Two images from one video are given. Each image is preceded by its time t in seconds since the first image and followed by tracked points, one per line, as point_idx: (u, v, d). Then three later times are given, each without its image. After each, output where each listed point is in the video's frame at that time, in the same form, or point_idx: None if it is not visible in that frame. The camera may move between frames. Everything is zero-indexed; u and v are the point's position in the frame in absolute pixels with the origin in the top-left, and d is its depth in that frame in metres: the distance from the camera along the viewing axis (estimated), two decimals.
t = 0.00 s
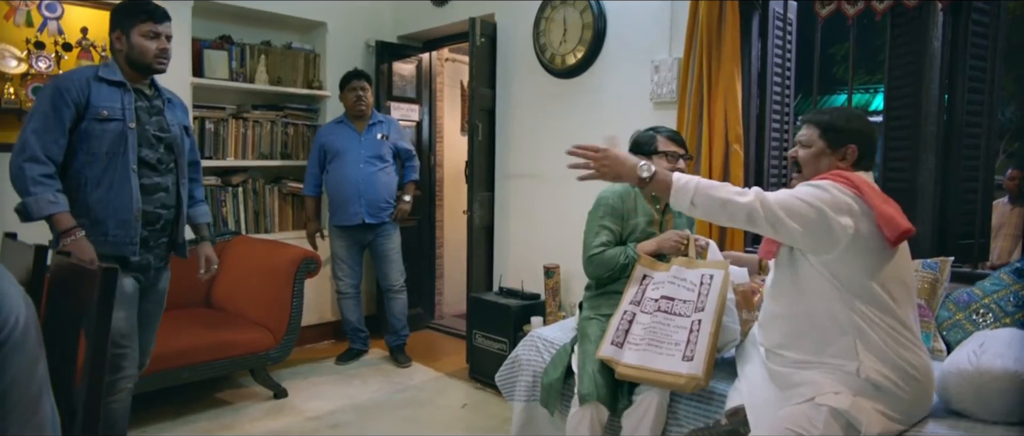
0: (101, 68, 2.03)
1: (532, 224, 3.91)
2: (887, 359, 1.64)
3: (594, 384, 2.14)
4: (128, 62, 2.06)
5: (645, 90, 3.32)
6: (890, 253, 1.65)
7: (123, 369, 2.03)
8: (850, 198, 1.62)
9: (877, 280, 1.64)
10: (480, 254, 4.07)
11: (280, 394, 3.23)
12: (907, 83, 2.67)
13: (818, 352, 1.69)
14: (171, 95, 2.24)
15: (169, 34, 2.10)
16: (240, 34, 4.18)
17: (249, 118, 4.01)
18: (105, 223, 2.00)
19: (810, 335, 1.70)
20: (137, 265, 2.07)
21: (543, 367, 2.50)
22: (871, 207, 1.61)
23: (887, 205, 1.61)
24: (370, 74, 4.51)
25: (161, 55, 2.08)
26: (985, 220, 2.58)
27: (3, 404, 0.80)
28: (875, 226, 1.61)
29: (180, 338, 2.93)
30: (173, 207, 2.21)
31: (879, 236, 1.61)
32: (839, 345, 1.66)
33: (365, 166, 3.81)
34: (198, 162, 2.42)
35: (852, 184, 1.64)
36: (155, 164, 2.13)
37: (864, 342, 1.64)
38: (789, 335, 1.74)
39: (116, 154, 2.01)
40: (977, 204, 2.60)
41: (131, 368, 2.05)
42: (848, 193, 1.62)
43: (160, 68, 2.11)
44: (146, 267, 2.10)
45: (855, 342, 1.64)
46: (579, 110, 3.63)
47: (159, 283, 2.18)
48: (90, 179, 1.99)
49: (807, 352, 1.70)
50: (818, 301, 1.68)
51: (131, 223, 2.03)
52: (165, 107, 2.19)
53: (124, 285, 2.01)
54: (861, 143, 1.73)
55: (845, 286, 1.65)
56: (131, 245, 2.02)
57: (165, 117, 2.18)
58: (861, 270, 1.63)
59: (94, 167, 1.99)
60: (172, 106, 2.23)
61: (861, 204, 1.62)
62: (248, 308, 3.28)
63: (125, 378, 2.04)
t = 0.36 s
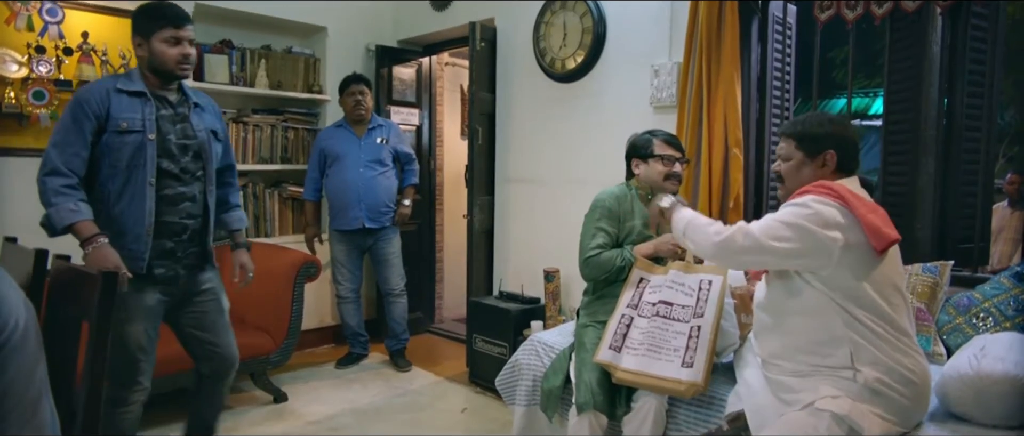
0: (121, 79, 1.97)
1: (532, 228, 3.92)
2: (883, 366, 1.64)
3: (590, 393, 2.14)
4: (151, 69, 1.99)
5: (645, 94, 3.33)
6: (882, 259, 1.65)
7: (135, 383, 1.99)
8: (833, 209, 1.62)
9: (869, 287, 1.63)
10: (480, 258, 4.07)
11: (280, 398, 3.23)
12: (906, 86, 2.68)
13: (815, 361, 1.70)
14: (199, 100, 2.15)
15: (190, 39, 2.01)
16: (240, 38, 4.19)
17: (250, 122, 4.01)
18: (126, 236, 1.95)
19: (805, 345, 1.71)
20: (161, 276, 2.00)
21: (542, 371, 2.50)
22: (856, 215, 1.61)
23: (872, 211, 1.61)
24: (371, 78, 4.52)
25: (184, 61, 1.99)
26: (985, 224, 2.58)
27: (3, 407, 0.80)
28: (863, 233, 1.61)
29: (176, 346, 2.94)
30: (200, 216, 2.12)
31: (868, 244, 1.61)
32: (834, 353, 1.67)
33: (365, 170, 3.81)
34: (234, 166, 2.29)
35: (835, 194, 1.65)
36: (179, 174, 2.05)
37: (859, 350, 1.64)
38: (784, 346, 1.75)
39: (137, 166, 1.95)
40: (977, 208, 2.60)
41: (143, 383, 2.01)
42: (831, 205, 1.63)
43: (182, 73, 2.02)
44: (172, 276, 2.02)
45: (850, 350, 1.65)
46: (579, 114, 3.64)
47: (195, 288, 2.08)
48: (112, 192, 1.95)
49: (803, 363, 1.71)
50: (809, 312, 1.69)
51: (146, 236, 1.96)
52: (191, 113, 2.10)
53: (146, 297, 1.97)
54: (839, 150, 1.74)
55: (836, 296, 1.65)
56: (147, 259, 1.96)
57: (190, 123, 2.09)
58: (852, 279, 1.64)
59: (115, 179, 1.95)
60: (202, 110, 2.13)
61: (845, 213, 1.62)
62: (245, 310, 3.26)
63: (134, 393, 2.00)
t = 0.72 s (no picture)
0: (182, 87, 1.97)
1: (531, 233, 3.92)
2: (884, 370, 1.64)
3: (590, 398, 2.14)
4: (224, 78, 2.00)
5: (644, 98, 3.33)
6: (884, 262, 1.65)
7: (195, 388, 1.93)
8: (835, 212, 1.64)
9: (872, 291, 1.63)
10: (479, 263, 4.07)
11: (279, 403, 3.22)
12: (904, 90, 2.69)
13: (815, 364, 1.69)
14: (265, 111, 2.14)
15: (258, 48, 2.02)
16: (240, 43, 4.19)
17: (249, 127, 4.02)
18: (181, 242, 1.93)
19: (805, 348, 1.70)
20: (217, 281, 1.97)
21: (542, 376, 2.50)
22: (858, 218, 1.62)
23: (874, 214, 1.62)
24: (370, 83, 4.53)
25: (256, 69, 2.01)
26: (984, 228, 2.58)
27: (3, 411, 0.80)
28: (866, 236, 1.62)
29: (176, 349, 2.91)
30: (255, 224, 2.07)
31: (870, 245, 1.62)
32: (835, 357, 1.66)
33: (363, 175, 3.82)
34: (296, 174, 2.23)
35: (838, 197, 1.67)
36: (232, 182, 2.01)
37: (860, 353, 1.64)
38: (784, 348, 1.74)
39: (192, 173, 1.93)
40: (975, 213, 2.60)
41: (204, 388, 1.95)
42: (831, 208, 1.65)
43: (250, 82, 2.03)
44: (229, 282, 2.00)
45: (850, 354, 1.64)
46: (578, 119, 3.64)
47: (249, 298, 2.05)
48: (168, 199, 1.93)
49: (804, 364, 1.70)
50: (811, 314, 1.68)
51: (203, 243, 1.93)
52: (249, 121, 2.06)
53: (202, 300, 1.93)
54: (823, 156, 1.74)
55: (839, 297, 1.65)
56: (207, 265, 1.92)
57: (248, 131, 2.05)
58: (854, 281, 1.64)
59: (171, 186, 1.93)
60: (261, 119, 2.09)
61: (848, 216, 1.64)
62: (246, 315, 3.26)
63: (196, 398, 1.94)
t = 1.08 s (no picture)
0: (222, 92, 1.82)
1: (530, 237, 3.92)
2: (862, 361, 1.67)
3: (588, 403, 2.13)
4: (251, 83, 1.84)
5: (642, 103, 3.34)
6: (854, 253, 1.71)
7: (256, 399, 1.79)
8: (799, 205, 1.73)
9: (842, 281, 1.68)
10: (478, 268, 4.07)
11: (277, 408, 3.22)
12: (901, 94, 2.70)
13: (795, 358, 1.74)
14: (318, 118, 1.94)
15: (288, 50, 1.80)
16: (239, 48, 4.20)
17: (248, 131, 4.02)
18: (217, 251, 1.77)
19: (782, 340, 1.76)
20: (257, 290, 1.80)
21: (540, 381, 2.50)
22: (819, 211, 1.70)
23: (835, 207, 1.70)
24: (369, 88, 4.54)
25: (273, 75, 1.79)
26: (982, 233, 2.59)
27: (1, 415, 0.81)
28: (826, 227, 1.69)
29: (174, 353, 2.90)
30: (294, 234, 1.85)
31: (831, 236, 1.69)
32: (813, 350, 1.71)
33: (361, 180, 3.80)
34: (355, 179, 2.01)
35: (804, 194, 1.75)
36: (270, 189, 1.81)
37: (837, 345, 1.68)
38: (763, 342, 1.80)
39: (226, 179, 1.76)
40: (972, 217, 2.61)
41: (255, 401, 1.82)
42: (797, 201, 1.74)
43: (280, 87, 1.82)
44: (272, 292, 1.82)
45: (828, 345, 1.69)
46: (577, 123, 3.65)
47: (298, 310, 1.88)
48: (204, 208, 1.77)
49: (785, 358, 1.76)
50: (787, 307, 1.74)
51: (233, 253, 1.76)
52: (290, 126, 1.85)
53: (248, 311, 1.79)
54: (802, 161, 1.84)
55: (810, 289, 1.71)
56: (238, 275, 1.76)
57: (289, 135, 1.84)
58: (825, 272, 1.70)
59: (208, 194, 1.77)
60: (304, 124, 1.88)
61: (811, 209, 1.72)
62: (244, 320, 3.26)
63: (255, 409, 1.78)
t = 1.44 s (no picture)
0: (261, 96, 1.72)
1: (527, 240, 3.92)
2: (848, 359, 1.68)
3: (584, 406, 2.14)
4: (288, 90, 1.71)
5: (639, 106, 3.34)
6: (839, 250, 1.72)
7: (265, 415, 1.70)
8: (778, 205, 1.76)
9: (826, 279, 1.70)
10: (474, 271, 4.07)
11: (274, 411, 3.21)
12: (897, 98, 2.71)
13: (783, 357, 1.76)
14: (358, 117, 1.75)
15: (297, 50, 1.62)
16: (235, 50, 4.20)
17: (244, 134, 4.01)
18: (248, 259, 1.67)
19: (770, 340, 1.77)
20: (283, 303, 1.67)
21: (537, 384, 2.50)
22: (799, 211, 1.73)
23: (814, 207, 1.73)
24: (366, 90, 4.55)
25: (281, 75, 1.64)
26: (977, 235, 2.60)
27: None
28: (805, 227, 1.72)
29: (169, 356, 2.89)
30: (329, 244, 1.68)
31: (809, 236, 1.72)
32: (799, 348, 1.72)
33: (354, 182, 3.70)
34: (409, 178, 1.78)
35: (785, 194, 1.78)
36: (300, 196, 1.66)
37: (822, 341, 1.70)
38: (752, 342, 1.82)
39: (259, 185, 1.65)
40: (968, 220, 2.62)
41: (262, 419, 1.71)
42: (778, 202, 1.77)
43: (291, 88, 1.64)
44: (299, 304, 1.68)
45: (813, 344, 1.70)
46: (573, 126, 3.65)
47: (327, 320, 1.71)
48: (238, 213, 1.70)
49: (773, 357, 1.77)
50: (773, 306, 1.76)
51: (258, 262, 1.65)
52: (325, 129, 1.69)
53: (269, 322, 1.68)
54: (794, 158, 1.85)
55: (794, 287, 1.73)
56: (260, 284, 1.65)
57: (323, 139, 1.68)
58: (807, 270, 1.72)
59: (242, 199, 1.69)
60: (341, 126, 1.70)
61: (791, 210, 1.75)
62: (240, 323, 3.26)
63: (264, 425, 1.69)
